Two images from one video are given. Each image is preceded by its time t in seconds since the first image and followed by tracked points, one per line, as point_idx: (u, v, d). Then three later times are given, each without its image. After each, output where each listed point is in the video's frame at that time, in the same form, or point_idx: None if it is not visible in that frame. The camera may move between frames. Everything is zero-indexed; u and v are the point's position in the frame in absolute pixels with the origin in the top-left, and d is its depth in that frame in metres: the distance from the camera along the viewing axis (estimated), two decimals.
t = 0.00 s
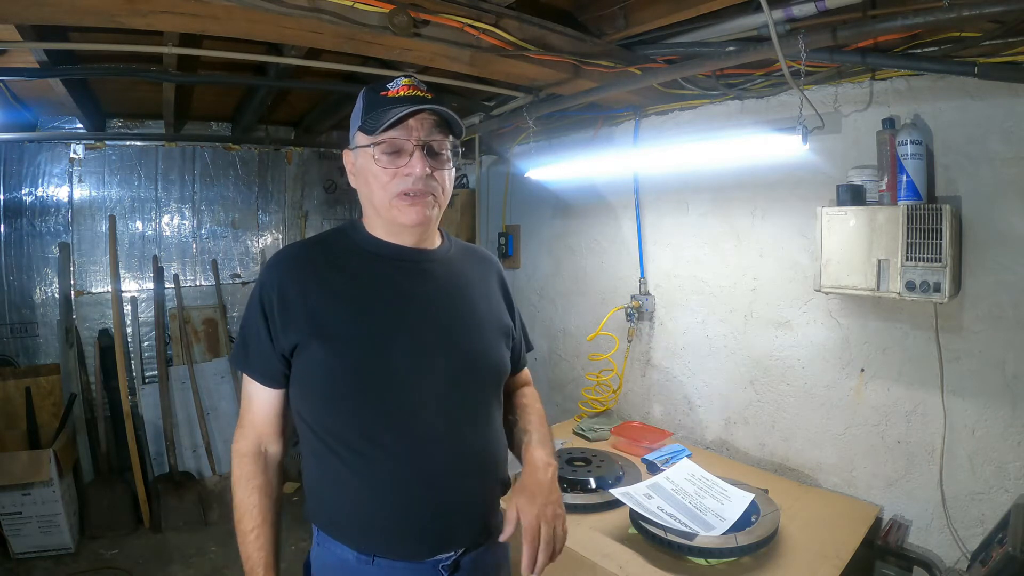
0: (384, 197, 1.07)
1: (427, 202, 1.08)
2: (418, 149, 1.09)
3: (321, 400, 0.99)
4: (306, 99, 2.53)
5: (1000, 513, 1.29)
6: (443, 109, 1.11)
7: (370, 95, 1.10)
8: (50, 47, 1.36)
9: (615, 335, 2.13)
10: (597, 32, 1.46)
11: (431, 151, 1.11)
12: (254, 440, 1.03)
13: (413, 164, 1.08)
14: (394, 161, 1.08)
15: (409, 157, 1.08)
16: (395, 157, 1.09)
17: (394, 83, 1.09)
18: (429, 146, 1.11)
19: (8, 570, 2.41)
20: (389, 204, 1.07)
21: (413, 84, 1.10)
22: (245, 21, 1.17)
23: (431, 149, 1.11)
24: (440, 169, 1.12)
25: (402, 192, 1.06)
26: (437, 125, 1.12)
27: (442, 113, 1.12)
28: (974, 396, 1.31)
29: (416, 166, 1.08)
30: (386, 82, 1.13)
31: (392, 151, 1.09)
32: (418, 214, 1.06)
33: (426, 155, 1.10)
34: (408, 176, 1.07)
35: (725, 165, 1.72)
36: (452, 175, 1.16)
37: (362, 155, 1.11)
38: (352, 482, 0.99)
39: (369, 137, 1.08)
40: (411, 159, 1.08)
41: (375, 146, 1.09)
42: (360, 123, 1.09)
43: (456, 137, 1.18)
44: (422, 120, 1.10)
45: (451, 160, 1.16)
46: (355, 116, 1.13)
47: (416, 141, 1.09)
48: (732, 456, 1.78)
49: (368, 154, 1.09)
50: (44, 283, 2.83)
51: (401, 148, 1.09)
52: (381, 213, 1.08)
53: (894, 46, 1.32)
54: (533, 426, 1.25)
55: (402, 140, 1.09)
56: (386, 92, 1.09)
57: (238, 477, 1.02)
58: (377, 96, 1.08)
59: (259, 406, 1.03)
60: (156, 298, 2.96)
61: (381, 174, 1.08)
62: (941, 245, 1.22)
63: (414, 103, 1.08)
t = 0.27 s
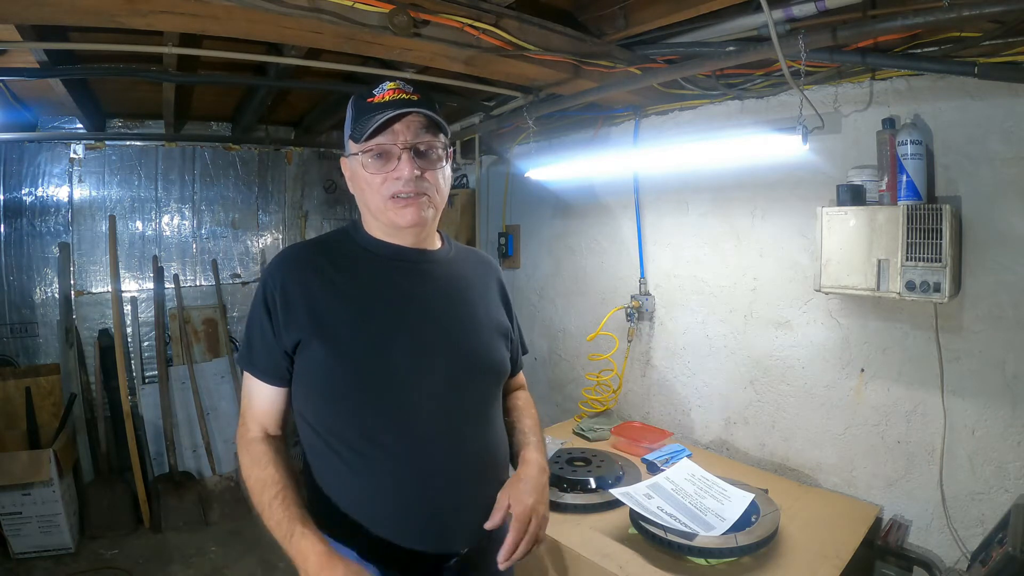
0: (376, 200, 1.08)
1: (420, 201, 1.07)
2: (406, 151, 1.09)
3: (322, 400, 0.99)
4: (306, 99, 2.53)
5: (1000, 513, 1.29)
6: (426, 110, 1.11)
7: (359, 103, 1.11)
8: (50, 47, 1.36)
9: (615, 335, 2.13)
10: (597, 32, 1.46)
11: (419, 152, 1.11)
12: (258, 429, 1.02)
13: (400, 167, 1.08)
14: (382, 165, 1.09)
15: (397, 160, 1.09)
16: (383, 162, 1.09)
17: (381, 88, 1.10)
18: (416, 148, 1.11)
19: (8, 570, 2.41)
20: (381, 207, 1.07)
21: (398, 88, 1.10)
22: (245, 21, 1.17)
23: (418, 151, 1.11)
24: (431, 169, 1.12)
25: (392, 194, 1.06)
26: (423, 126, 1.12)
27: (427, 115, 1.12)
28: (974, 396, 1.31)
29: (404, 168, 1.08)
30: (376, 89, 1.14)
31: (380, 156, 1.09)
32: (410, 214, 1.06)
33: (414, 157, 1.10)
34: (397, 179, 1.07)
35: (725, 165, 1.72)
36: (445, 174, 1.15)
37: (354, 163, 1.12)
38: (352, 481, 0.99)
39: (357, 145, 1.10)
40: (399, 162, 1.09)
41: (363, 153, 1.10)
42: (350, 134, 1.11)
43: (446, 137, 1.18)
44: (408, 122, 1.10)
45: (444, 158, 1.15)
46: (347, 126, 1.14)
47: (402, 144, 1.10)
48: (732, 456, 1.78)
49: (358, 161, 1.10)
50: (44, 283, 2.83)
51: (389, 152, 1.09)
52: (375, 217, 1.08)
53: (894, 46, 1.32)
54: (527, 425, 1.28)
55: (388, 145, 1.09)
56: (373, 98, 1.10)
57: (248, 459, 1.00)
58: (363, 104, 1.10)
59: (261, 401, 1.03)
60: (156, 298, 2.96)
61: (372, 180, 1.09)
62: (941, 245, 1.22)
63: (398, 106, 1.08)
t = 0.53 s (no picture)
0: (378, 197, 1.08)
1: (423, 200, 1.07)
2: (410, 149, 1.10)
3: (322, 400, 0.99)
4: (306, 99, 2.53)
5: (1000, 513, 1.29)
6: (432, 109, 1.11)
7: (363, 101, 1.12)
8: (50, 47, 1.36)
9: (615, 335, 2.13)
10: (597, 32, 1.46)
11: (423, 150, 1.11)
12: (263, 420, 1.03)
13: (404, 164, 1.08)
14: (386, 163, 1.09)
15: (401, 157, 1.09)
16: (387, 159, 1.09)
17: (386, 87, 1.11)
18: (420, 146, 1.11)
19: (8, 570, 2.41)
20: (384, 204, 1.07)
21: (403, 88, 1.10)
22: (245, 21, 1.17)
23: (422, 149, 1.12)
24: (434, 168, 1.12)
25: (396, 191, 1.06)
26: (428, 124, 1.12)
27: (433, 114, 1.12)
28: (974, 396, 1.31)
29: (408, 165, 1.08)
30: (380, 88, 1.14)
31: (384, 153, 1.10)
32: (413, 212, 1.06)
33: (418, 155, 1.11)
34: (400, 177, 1.07)
35: (725, 165, 1.72)
36: (448, 174, 1.16)
37: (357, 160, 1.12)
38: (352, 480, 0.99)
39: (361, 142, 1.10)
40: (403, 160, 1.09)
41: (367, 150, 1.10)
42: (354, 131, 1.11)
43: (450, 137, 1.18)
44: (413, 120, 1.11)
45: (447, 158, 1.16)
46: (351, 123, 1.15)
47: (406, 143, 1.10)
48: (732, 456, 1.78)
49: (361, 158, 1.11)
50: (44, 283, 2.83)
51: (393, 150, 1.10)
52: (377, 214, 1.08)
53: (894, 46, 1.32)
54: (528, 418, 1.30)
55: (393, 142, 1.10)
56: (378, 97, 1.10)
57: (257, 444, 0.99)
58: (368, 102, 1.10)
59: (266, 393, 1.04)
60: (156, 298, 2.96)
61: (375, 177, 1.08)
62: (941, 245, 1.22)
63: (404, 104, 1.08)
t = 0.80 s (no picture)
0: (381, 195, 1.07)
1: (426, 199, 1.08)
2: (414, 148, 1.10)
3: (324, 398, 0.99)
4: (306, 99, 2.53)
5: (1000, 513, 1.29)
6: (436, 109, 1.11)
7: (367, 99, 1.11)
8: (50, 47, 1.36)
9: (615, 335, 2.13)
10: (597, 32, 1.46)
11: (427, 150, 1.11)
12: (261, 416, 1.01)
13: (408, 163, 1.08)
14: (390, 161, 1.09)
15: (405, 156, 1.09)
16: (391, 157, 1.09)
17: (390, 87, 1.11)
18: (424, 145, 1.11)
19: (8, 570, 2.41)
20: (387, 201, 1.07)
21: (408, 87, 1.10)
22: (245, 21, 1.17)
23: (426, 148, 1.12)
24: (438, 167, 1.12)
25: (399, 190, 1.06)
26: (432, 124, 1.12)
27: (437, 114, 1.13)
28: (974, 396, 1.31)
29: (411, 164, 1.08)
30: (384, 87, 1.14)
31: (388, 151, 1.09)
32: (416, 211, 1.06)
33: (422, 154, 1.11)
34: (404, 175, 1.07)
35: (725, 165, 1.72)
36: (451, 174, 1.16)
37: (360, 157, 1.12)
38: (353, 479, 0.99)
39: (365, 140, 1.10)
40: (407, 158, 1.09)
41: (371, 147, 1.10)
42: (358, 129, 1.11)
43: (453, 137, 1.18)
44: (417, 120, 1.11)
45: (449, 158, 1.16)
46: (354, 121, 1.14)
47: (411, 142, 1.10)
48: (732, 456, 1.78)
49: (365, 156, 1.10)
50: (44, 283, 2.83)
51: (397, 148, 1.10)
52: (380, 212, 1.08)
53: (894, 46, 1.32)
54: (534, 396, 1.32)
55: (397, 140, 1.10)
56: (382, 96, 1.10)
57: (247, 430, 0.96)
58: (373, 101, 1.10)
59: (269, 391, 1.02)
60: (156, 298, 2.96)
61: (378, 174, 1.08)
62: (941, 245, 1.23)
63: (408, 104, 1.08)
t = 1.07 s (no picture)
0: (381, 193, 1.07)
1: (426, 197, 1.07)
2: (414, 146, 1.10)
3: (325, 397, 0.99)
4: (306, 99, 2.53)
5: (1000, 513, 1.29)
6: (436, 107, 1.12)
7: (367, 99, 1.11)
8: (50, 47, 1.36)
9: (615, 335, 2.13)
10: (597, 32, 1.46)
11: (427, 148, 1.11)
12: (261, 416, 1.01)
13: (409, 160, 1.08)
14: (390, 159, 1.09)
15: (405, 154, 1.09)
16: (391, 155, 1.09)
17: (390, 87, 1.11)
18: (424, 144, 1.11)
19: (8, 570, 2.41)
20: (387, 199, 1.07)
21: (407, 87, 1.11)
22: (244, 21, 1.17)
23: (426, 146, 1.12)
24: (438, 165, 1.12)
25: (399, 188, 1.06)
26: (432, 123, 1.13)
27: (437, 112, 1.13)
28: (974, 396, 1.31)
29: (412, 162, 1.08)
30: (383, 86, 1.14)
31: (388, 149, 1.10)
32: (416, 209, 1.06)
33: (422, 152, 1.11)
34: (405, 172, 1.07)
35: (725, 164, 1.72)
36: (451, 173, 1.16)
37: (361, 156, 1.12)
38: (353, 478, 0.99)
39: (365, 138, 1.10)
40: (407, 156, 1.09)
41: (371, 146, 1.10)
42: (357, 128, 1.11)
43: (452, 137, 1.19)
44: (417, 118, 1.11)
45: (449, 157, 1.16)
46: (354, 120, 1.14)
47: (411, 140, 1.10)
48: (732, 456, 1.78)
49: (366, 154, 1.10)
50: (44, 283, 2.83)
51: (397, 146, 1.10)
52: (379, 210, 1.08)
53: (894, 46, 1.32)
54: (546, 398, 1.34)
55: (397, 139, 1.10)
56: (382, 96, 1.10)
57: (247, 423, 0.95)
58: (372, 100, 1.10)
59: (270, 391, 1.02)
60: (156, 298, 2.96)
61: (379, 172, 1.08)
62: (941, 245, 1.23)
63: (408, 102, 1.08)
